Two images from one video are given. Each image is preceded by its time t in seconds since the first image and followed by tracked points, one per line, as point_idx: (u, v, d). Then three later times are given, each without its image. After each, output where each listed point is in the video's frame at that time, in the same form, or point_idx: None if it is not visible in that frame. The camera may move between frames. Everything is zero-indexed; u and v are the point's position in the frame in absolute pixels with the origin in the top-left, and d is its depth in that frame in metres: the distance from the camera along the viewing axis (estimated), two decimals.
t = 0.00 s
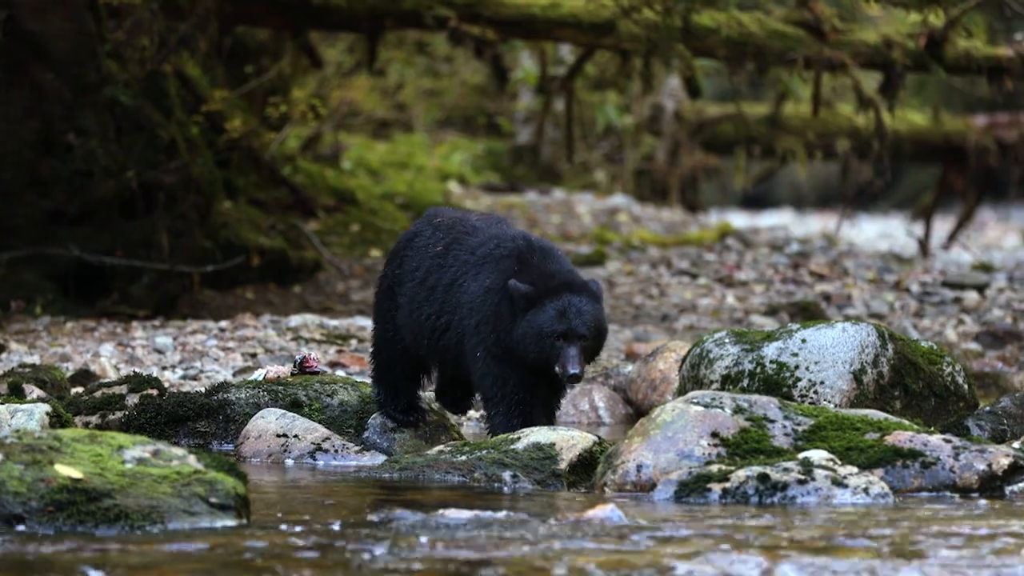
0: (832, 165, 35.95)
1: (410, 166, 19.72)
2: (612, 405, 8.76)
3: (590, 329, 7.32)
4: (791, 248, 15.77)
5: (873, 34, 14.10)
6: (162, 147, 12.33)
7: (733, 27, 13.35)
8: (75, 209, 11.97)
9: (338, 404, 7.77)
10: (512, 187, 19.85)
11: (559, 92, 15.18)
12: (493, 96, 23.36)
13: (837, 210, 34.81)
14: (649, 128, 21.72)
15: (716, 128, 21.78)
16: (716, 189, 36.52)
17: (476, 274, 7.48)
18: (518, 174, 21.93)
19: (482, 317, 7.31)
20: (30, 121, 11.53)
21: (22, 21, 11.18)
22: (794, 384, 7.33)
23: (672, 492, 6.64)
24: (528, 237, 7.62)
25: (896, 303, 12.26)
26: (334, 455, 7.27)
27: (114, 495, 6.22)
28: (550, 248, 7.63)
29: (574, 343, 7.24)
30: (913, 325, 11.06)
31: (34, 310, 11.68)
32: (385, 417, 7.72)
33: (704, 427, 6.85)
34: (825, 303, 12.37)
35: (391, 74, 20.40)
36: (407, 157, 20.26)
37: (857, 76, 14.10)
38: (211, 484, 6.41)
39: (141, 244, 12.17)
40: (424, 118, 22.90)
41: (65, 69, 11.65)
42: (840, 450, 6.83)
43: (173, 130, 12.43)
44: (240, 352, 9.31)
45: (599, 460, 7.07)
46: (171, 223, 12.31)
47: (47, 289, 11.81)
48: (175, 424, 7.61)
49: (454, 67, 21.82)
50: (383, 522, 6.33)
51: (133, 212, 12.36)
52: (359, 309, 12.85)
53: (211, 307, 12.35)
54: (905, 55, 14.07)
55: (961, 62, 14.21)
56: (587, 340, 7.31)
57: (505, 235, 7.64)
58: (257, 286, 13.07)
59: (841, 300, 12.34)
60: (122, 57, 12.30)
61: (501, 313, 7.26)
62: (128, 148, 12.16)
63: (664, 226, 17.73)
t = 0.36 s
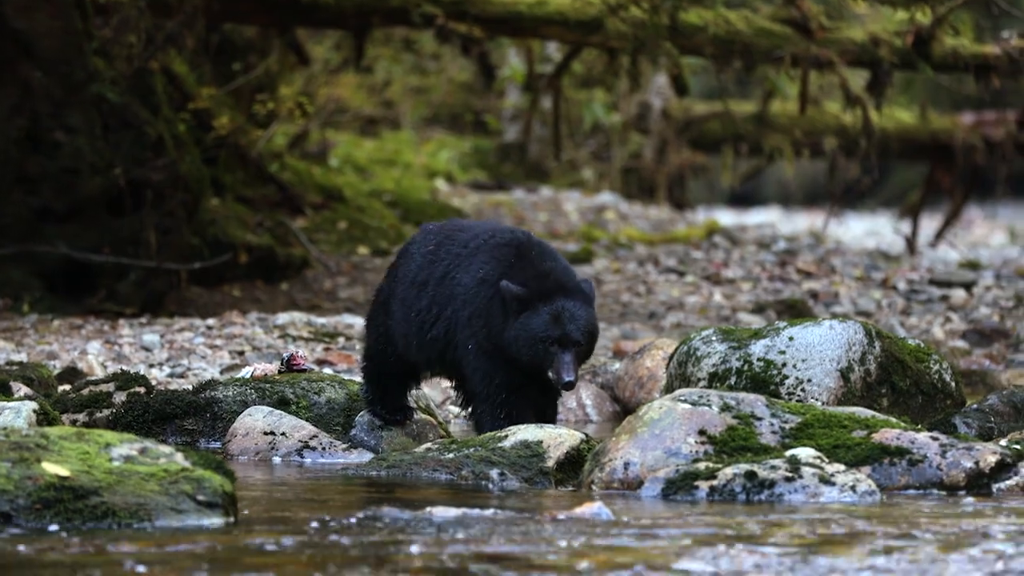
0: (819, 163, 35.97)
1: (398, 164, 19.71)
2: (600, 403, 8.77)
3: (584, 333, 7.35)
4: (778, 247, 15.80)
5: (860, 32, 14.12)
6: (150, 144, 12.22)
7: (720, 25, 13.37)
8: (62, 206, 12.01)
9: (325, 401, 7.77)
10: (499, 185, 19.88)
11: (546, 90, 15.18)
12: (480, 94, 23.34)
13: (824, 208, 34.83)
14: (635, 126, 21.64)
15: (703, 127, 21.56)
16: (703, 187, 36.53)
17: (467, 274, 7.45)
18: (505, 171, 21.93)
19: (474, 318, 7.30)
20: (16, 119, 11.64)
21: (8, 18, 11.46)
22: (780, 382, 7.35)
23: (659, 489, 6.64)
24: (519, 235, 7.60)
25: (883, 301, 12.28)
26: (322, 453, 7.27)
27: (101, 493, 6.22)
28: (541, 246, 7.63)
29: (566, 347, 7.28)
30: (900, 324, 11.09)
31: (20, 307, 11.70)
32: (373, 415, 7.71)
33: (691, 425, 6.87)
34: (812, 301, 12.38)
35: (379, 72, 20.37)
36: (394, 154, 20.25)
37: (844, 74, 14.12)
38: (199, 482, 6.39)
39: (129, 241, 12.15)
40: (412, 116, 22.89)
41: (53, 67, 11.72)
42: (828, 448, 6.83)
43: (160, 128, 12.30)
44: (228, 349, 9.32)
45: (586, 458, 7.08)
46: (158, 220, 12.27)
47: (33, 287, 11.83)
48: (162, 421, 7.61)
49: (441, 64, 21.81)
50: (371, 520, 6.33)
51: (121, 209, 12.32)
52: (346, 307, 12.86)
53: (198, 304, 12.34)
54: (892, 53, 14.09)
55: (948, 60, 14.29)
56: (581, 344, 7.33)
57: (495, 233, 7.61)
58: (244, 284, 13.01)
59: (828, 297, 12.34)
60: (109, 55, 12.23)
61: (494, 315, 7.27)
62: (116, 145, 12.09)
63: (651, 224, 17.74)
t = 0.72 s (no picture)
0: (808, 162, 36.00)
1: (389, 162, 19.69)
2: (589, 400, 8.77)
3: (587, 328, 7.28)
4: (768, 245, 15.82)
5: (850, 31, 14.13)
6: (140, 142, 12.15)
7: (709, 24, 13.39)
8: (52, 203, 11.96)
9: (315, 399, 7.76)
10: (490, 183, 19.89)
11: (536, 88, 15.19)
12: (471, 93, 23.36)
13: (815, 207, 34.83)
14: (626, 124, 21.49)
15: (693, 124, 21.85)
16: (693, 186, 36.56)
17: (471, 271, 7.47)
18: (496, 170, 21.92)
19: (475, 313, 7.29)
20: (7, 118, 11.72)
21: None
22: (770, 380, 7.35)
23: (649, 488, 6.65)
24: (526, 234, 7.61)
25: (873, 299, 12.30)
26: (311, 450, 7.27)
27: (91, 490, 6.20)
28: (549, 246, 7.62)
29: (570, 342, 7.21)
30: (890, 322, 11.13)
31: (10, 305, 11.79)
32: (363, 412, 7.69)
33: (681, 423, 6.86)
34: (802, 300, 12.39)
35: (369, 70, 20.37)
36: (385, 153, 20.23)
37: (834, 72, 14.13)
38: (188, 480, 6.39)
39: (119, 239, 12.14)
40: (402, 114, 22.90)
41: (45, 65, 11.84)
42: (817, 446, 6.83)
43: (150, 125, 12.17)
44: (217, 347, 9.32)
45: (576, 455, 7.08)
46: (148, 218, 12.22)
47: (22, 285, 11.93)
48: (152, 418, 7.62)
49: (432, 63, 21.73)
50: (360, 518, 6.33)
51: (111, 207, 12.27)
52: (336, 305, 12.86)
53: (189, 302, 12.30)
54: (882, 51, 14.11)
55: (939, 59, 14.25)
56: (584, 340, 7.26)
57: (501, 233, 7.63)
58: (235, 282, 12.99)
59: (818, 296, 12.35)
60: (99, 52, 12.19)
61: (494, 309, 7.23)
62: (105, 142, 12.04)
63: (641, 223, 17.73)
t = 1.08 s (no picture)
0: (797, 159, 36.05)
1: (380, 159, 19.69)
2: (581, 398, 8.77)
3: (581, 315, 7.42)
4: (760, 242, 15.85)
5: (842, 28, 14.14)
6: (131, 139, 12.15)
7: (700, 21, 13.41)
8: (44, 201, 11.94)
9: (306, 397, 7.68)
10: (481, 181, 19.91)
11: (527, 86, 15.19)
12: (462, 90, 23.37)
13: (807, 203, 34.88)
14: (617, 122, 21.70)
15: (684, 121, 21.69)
16: (684, 183, 36.60)
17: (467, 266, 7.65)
18: (487, 167, 21.93)
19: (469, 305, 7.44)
20: None
21: None
22: (762, 377, 7.37)
23: (640, 485, 6.65)
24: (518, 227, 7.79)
25: (864, 296, 12.34)
26: (303, 448, 7.26)
27: (82, 488, 6.19)
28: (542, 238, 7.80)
29: (564, 329, 7.35)
30: (881, 319, 11.17)
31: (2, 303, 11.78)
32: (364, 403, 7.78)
33: (672, 420, 6.86)
34: (793, 296, 12.41)
35: (361, 67, 20.37)
36: (376, 150, 20.22)
37: (825, 69, 14.15)
38: (180, 478, 6.39)
39: (110, 237, 12.14)
40: (393, 112, 22.90)
41: (35, 63, 11.71)
42: (809, 443, 6.84)
43: (142, 123, 12.19)
44: (209, 345, 9.34)
45: (568, 452, 7.07)
46: (139, 215, 12.23)
47: (14, 283, 11.89)
48: (143, 416, 7.61)
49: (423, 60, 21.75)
50: (353, 515, 6.33)
51: (102, 203, 12.26)
52: (328, 303, 12.87)
53: (180, 300, 12.34)
54: (873, 48, 14.13)
55: (930, 56, 14.16)
56: (579, 327, 7.39)
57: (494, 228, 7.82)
58: (225, 279, 13.00)
59: (809, 293, 12.37)
60: (90, 51, 12.16)
61: (488, 299, 7.38)
62: (97, 140, 11.98)
63: (633, 220, 17.72)
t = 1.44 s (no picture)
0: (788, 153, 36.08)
1: (371, 154, 19.69)
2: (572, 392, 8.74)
3: (571, 314, 7.48)
4: (751, 237, 15.88)
5: (833, 22, 14.14)
6: (122, 134, 12.17)
7: (692, 15, 13.38)
8: (35, 195, 11.94)
9: (298, 391, 7.63)
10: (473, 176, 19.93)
11: (519, 80, 15.21)
12: (454, 84, 23.37)
13: (799, 197, 34.93)
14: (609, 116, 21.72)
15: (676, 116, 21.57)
16: (676, 178, 36.60)
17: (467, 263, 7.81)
18: (479, 162, 21.94)
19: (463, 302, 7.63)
20: None
21: None
22: (753, 371, 7.38)
23: (632, 479, 6.64)
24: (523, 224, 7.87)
25: (856, 291, 12.37)
26: (294, 442, 7.26)
27: (73, 482, 6.18)
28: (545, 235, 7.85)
29: (552, 327, 7.43)
30: (873, 313, 11.19)
31: None
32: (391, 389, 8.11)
33: (664, 415, 6.87)
34: (785, 291, 12.43)
35: (352, 62, 20.35)
36: (368, 145, 20.23)
37: (817, 64, 14.17)
38: (171, 471, 6.39)
39: (102, 232, 12.16)
40: (385, 107, 22.89)
41: (24, 57, 11.71)
42: (800, 437, 6.85)
43: (133, 117, 12.19)
44: (200, 339, 9.34)
45: (559, 447, 7.08)
46: (130, 210, 12.26)
47: (5, 277, 11.77)
48: (135, 411, 7.59)
49: (415, 55, 21.74)
50: (345, 509, 6.34)
51: (94, 199, 12.27)
52: (320, 297, 12.87)
53: (171, 293, 12.32)
54: (865, 43, 14.15)
55: (921, 51, 14.21)
56: (567, 326, 7.47)
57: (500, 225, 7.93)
58: (217, 274, 12.96)
59: (801, 288, 12.39)
60: (82, 44, 12.24)
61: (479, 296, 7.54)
62: (88, 134, 12.05)
63: (625, 214, 17.73)
